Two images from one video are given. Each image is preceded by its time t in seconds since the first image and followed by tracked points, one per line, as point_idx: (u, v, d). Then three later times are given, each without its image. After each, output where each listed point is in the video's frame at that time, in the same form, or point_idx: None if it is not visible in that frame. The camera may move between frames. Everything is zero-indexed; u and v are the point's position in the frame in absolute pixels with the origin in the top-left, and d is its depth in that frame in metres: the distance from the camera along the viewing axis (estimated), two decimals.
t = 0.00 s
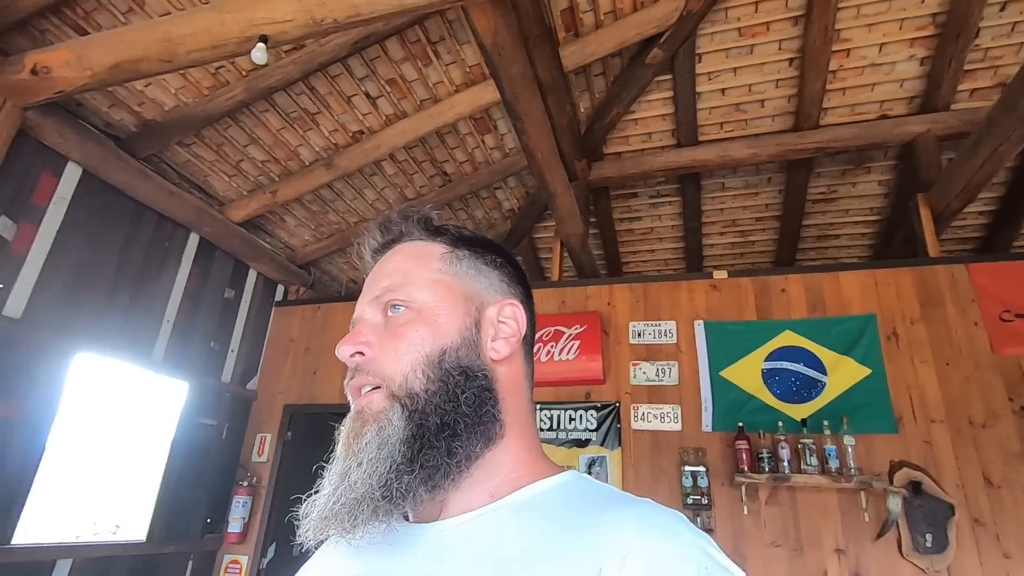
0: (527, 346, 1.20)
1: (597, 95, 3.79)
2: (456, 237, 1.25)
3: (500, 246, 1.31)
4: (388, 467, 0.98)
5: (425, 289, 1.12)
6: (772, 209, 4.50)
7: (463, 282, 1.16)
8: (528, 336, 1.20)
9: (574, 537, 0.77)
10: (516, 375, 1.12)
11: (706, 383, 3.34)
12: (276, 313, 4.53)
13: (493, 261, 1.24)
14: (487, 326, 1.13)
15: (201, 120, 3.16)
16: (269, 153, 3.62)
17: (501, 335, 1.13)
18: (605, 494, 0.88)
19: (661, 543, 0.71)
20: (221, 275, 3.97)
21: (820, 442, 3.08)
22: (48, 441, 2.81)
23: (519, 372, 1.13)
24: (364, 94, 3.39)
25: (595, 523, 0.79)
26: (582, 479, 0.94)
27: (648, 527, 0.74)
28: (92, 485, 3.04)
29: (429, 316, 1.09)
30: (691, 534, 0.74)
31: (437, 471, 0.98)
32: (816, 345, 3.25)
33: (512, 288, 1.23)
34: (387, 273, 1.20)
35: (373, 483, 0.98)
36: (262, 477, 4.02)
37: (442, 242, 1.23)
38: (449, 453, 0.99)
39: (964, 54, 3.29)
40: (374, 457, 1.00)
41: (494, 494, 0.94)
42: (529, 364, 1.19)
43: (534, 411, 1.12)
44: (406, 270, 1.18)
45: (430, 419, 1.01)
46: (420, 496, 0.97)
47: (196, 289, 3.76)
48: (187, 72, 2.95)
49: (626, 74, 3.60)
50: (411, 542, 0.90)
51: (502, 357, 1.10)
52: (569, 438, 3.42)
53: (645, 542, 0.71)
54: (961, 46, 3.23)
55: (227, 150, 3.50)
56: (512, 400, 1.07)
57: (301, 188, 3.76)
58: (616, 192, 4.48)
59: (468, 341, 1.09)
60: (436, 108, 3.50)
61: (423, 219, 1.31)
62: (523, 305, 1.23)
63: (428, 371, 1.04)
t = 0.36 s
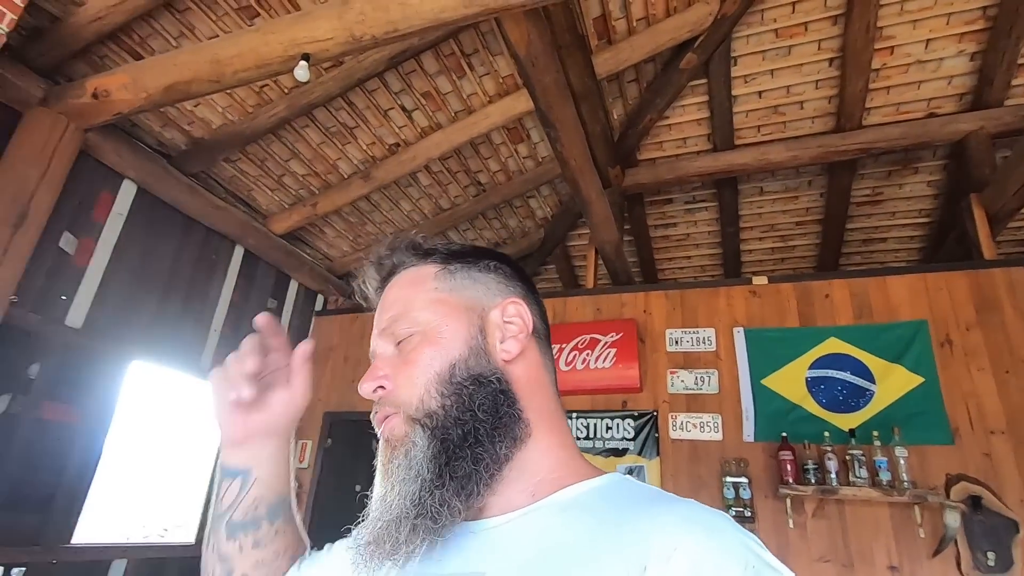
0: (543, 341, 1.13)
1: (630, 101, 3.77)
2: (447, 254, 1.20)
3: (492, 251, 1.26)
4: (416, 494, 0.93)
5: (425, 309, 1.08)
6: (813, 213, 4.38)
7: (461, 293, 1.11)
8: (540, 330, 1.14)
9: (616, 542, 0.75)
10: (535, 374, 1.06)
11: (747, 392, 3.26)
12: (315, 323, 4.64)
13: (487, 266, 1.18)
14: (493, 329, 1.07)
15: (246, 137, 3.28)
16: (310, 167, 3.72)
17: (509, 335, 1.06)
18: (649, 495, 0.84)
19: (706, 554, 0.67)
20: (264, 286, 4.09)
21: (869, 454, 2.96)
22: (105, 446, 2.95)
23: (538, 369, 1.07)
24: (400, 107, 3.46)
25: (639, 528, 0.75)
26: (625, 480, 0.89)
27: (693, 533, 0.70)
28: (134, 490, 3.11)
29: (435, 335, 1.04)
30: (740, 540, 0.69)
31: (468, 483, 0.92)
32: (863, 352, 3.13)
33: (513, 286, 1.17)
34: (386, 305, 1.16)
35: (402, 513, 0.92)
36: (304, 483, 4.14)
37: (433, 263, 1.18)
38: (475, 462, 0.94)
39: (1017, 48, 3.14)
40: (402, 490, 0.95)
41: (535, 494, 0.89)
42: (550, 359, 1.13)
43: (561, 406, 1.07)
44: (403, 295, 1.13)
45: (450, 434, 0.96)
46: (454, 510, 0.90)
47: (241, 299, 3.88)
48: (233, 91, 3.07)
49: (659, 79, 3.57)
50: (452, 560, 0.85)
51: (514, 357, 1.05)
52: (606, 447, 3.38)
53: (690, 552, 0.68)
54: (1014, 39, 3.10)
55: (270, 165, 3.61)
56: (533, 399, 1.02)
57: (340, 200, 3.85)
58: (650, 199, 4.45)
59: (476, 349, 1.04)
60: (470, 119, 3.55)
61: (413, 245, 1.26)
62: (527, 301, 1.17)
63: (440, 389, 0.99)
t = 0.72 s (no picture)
0: (594, 346, 1.10)
1: (640, 103, 3.76)
2: (492, 264, 1.18)
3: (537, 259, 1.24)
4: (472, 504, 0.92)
5: (471, 319, 1.07)
6: (824, 214, 4.35)
7: (506, 300, 1.09)
8: (590, 335, 1.11)
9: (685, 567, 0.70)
10: (586, 380, 1.03)
11: (758, 395, 3.23)
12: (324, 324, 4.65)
13: (532, 273, 1.16)
14: (540, 336, 1.05)
15: (257, 138, 3.28)
16: (320, 169, 3.73)
17: (558, 340, 1.03)
18: (719, 515, 0.78)
19: None
20: (274, 287, 4.11)
21: (883, 457, 2.93)
22: (116, 446, 2.96)
23: (590, 375, 1.04)
24: (410, 109, 3.46)
25: (711, 554, 0.70)
26: (691, 496, 0.84)
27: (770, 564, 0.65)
28: (150, 486, 3.16)
29: (483, 344, 1.03)
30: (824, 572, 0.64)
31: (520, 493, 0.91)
32: (877, 355, 3.10)
33: (559, 292, 1.14)
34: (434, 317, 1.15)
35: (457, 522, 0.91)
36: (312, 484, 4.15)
37: (479, 275, 1.17)
38: (527, 469, 0.93)
39: None
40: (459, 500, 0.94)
41: (593, 504, 0.87)
42: (602, 364, 1.10)
43: (615, 412, 1.04)
44: (448, 306, 1.13)
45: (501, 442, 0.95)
46: (511, 518, 0.88)
47: (251, 300, 3.89)
48: (244, 93, 3.08)
49: (669, 80, 3.56)
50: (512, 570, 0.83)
51: (564, 363, 1.02)
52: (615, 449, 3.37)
53: None
54: None
55: (280, 166, 3.62)
56: (585, 406, 0.99)
57: (350, 202, 3.86)
58: (659, 200, 4.43)
59: (524, 355, 1.02)
60: (479, 121, 3.55)
61: (458, 259, 1.24)
62: (574, 307, 1.14)
63: (492, 397, 0.98)
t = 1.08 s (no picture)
0: (599, 344, 1.09)
1: (631, 105, 3.78)
2: (499, 264, 1.19)
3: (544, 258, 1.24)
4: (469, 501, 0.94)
5: (474, 318, 1.08)
6: (812, 216, 4.40)
7: (508, 300, 1.10)
8: (595, 333, 1.10)
9: (690, 564, 0.71)
10: (588, 378, 1.03)
11: (748, 395, 3.26)
12: (314, 324, 4.63)
13: (537, 272, 1.16)
14: (541, 335, 1.05)
15: (248, 137, 3.26)
16: (311, 168, 3.71)
17: (559, 340, 1.04)
18: (725, 516, 0.78)
19: None
20: (264, 287, 4.09)
21: (870, 457, 2.97)
22: (103, 448, 2.93)
23: (592, 373, 1.04)
24: (402, 109, 3.46)
25: (716, 552, 0.70)
26: (699, 497, 0.84)
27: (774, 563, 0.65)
28: (138, 487, 3.12)
29: (484, 343, 1.04)
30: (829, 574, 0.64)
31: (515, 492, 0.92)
32: (864, 356, 3.14)
33: (564, 290, 1.14)
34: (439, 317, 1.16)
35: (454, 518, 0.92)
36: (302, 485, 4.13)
37: (484, 275, 1.17)
38: (524, 467, 0.95)
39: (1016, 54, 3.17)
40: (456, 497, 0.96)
41: (598, 505, 0.87)
42: (607, 362, 1.09)
43: (621, 412, 1.03)
44: (453, 305, 1.14)
45: (500, 441, 0.96)
46: (503, 516, 0.90)
47: (241, 301, 3.87)
48: (235, 92, 3.05)
49: (660, 83, 3.58)
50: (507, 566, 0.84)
51: (564, 361, 1.02)
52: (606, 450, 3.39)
53: None
54: (1013, 46, 3.12)
55: (271, 165, 3.60)
56: (586, 405, 0.99)
57: (341, 202, 3.85)
58: (650, 202, 4.46)
59: (524, 354, 1.03)
60: (472, 121, 3.55)
61: (467, 260, 1.24)
62: (579, 304, 1.13)
63: (490, 396, 0.99)
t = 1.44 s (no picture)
0: (577, 352, 1.08)
1: (621, 108, 3.80)
2: (478, 271, 1.17)
3: (524, 264, 1.22)
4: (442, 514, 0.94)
5: (450, 329, 1.07)
6: (800, 220, 4.44)
7: (484, 310, 1.08)
8: (573, 341, 1.08)
9: (662, 570, 0.71)
10: (563, 388, 1.02)
11: (736, 398, 3.28)
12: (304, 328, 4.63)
13: (516, 279, 1.15)
14: (516, 345, 1.03)
15: (236, 140, 3.24)
16: (300, 171, 3.69)
17: (533, 350, 1.02)
18: (698, 522, 0.78)
19: None
20: (253, 290, 4.07)
21: (857, 459, 3.00)
22: (89, 453, 2.90)
23: (569, 382, 1.03)
24: (392, 112, 3.45)
25: (688, 556, 0.71)
26: (677, 503, 0.84)
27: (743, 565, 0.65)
28: (124, 493, 3.09)
29: (459, 355, 1.03)
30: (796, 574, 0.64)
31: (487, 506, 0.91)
32: (850, 359, 3.17)
33: (542, 297, 1.12)
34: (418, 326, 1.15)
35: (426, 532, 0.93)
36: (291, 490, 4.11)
37: (462, 282, 1.16)
38: (497, 481, 0.94)
39: (999, 60, 3.21)
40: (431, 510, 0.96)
41: (574, 513, 0.87)
42: (585, 370, 1.07)
43: (598, 420, 1.03)
44: (431, 314, 1.13)
45: (474, 454, 0.96)
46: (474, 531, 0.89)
47: (229, 304, 3.84)
48: (223, 94, 3.03)
49: (650, 87, 3.60)
50: None
51: (539, 372, 1.01)
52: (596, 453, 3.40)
53: None
54: (995, 52, 3.16)
55: (260, 168, 3.58)
56: (561, 416, 0.98)
57: (330, 205, 3.83)
58: (640, 205, 4.48)
59: (499, 366, 1.01)
60: (462, 125, 3.55)
61: (447, 266, 1.22)
62: (557, 312, 1.11)
63: (464, 408, 0.99)
